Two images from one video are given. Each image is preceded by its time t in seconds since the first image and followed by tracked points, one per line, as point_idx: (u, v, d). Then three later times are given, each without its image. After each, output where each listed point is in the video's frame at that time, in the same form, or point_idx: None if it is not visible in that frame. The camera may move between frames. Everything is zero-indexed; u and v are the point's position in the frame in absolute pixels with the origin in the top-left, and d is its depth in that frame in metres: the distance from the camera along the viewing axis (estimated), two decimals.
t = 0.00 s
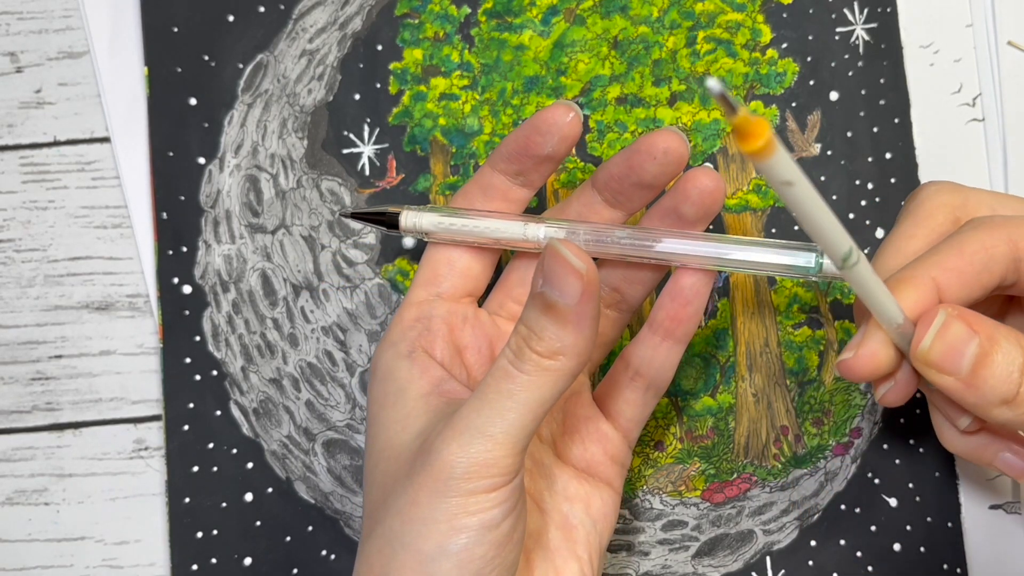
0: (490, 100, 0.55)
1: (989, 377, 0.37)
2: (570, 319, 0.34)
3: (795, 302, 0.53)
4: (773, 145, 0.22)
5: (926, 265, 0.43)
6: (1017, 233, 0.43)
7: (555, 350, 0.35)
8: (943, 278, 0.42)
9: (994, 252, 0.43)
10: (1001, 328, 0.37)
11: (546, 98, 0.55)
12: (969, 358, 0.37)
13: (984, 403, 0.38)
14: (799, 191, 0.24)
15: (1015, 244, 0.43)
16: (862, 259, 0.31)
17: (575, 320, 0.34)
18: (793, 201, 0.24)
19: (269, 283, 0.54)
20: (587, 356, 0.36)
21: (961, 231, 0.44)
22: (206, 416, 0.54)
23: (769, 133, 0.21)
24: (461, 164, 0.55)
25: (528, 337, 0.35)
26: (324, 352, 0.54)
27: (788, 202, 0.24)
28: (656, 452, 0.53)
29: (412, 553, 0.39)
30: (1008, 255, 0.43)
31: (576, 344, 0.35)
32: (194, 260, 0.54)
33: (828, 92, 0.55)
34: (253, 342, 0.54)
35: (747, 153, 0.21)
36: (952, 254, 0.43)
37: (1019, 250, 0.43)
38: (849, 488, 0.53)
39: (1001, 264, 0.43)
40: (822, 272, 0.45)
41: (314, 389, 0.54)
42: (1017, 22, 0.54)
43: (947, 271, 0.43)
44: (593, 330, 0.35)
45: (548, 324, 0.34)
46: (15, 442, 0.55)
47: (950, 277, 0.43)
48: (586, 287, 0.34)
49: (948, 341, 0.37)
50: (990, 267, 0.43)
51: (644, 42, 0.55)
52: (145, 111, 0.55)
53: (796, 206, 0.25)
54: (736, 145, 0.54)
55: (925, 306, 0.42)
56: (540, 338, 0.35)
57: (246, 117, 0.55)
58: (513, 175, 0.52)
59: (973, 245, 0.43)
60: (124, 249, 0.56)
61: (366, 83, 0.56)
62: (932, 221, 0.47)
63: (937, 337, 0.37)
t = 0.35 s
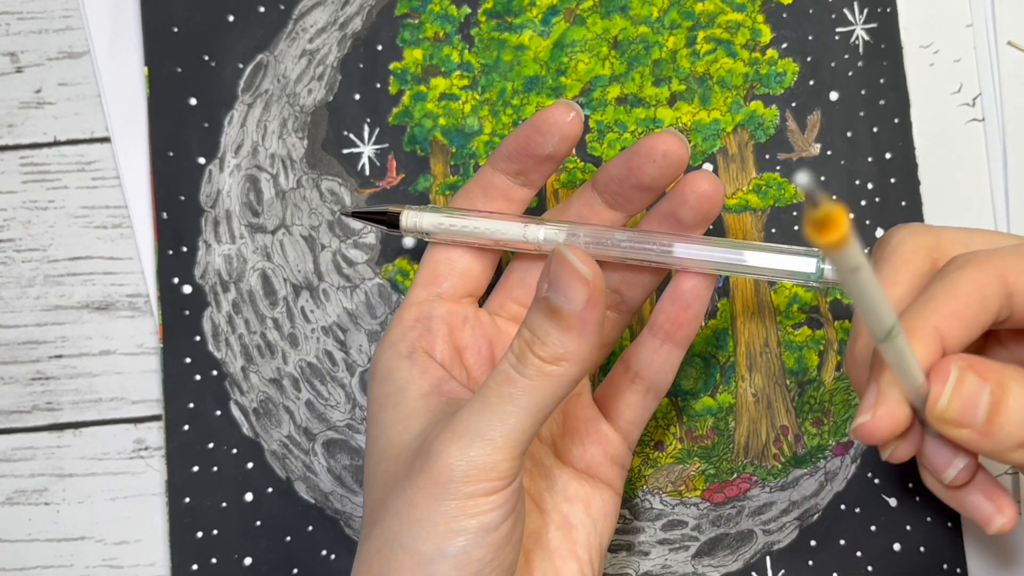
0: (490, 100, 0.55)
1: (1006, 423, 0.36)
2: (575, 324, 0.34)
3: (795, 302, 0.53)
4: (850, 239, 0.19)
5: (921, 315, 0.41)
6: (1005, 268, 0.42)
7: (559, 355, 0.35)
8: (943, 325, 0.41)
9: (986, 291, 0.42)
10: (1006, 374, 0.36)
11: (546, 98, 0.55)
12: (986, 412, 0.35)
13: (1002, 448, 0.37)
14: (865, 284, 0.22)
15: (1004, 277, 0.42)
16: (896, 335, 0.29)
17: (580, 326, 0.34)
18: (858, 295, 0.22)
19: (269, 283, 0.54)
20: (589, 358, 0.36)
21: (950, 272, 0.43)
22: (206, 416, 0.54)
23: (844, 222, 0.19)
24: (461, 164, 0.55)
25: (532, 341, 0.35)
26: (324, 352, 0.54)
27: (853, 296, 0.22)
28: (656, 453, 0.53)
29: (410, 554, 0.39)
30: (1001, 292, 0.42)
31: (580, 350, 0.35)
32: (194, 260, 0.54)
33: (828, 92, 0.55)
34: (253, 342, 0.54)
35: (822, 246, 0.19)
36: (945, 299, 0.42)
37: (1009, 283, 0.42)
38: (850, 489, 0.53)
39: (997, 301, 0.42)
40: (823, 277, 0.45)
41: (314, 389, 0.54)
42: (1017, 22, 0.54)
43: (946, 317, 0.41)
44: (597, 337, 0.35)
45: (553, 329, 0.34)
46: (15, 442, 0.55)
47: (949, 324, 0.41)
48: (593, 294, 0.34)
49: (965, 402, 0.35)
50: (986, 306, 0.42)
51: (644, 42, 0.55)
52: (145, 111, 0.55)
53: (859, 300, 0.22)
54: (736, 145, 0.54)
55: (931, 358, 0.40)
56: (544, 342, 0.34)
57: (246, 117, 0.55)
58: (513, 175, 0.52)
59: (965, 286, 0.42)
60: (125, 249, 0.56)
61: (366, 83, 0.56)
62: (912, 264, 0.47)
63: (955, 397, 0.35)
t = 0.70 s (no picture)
0: (490, 100, 0.55)
1: (968, 432, 0.38)
2: (565, 315, 0.34)
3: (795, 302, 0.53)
4: (760, 227, 0.23)
5: (908, 299, 0.43)
6: (995, 255, 0.43)
7: (550, 345, 0.35)
8: (928, 311, 0.42)
9: (973, 278, 0.42)
10: (969, 380, 0.38)
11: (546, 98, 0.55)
12: (945, 421, 0.37)
13: (968, 453, 0.39)
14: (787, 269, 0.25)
15: (994, 265, 0.43)
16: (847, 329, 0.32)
17: (570, 317, 0.34)
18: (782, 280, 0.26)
19: (269, 283, 0.54)
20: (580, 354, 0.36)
21: (938, 260, 0.44)
22: (206, 416, 0.54)
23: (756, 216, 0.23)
24: (461, 164, 0.55)
25: (523, 333, 0.35)
26: (324, 352, 0.54)
27: (777, 279, 0.26)
28: (656, 453, 0.53)
29: (403, 549, 0.39)
30: (988, 279, 0.43)
31: (569, 341, 0.35)
32: (194, 260, 0.54)
33: (828, 92, 0.55)
34: (253, 343, 0.54)
35: (737, 237, 0.23)
36: (930, 287, 0.43)
37: (998, 271, 0.43)
38: (849, 488, 0.53)
39: (983, 288, 0.43)
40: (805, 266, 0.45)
41: (314, 390, 0.54)
42: (1017, 22, 0.54)
43: (929, 304, 0.42)
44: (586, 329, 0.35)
45: (543, 320, 0.34)
46: (15, 442, 0.55)
47: (935, 309, 0.42)
48: (583, 283, 0.34)
49: (924, 410, 0.37)
50: (972, 293, 0.42)
51: (644, 42, 0.55)
52: (145, 110, 0.55)
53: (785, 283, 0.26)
54: (736, 145, 0.54)
55: (912, 344, 0.41)
56: (534, 333, 0.34)
57: (246, 117, 0.55)
58: (496, 174, 0.51)
59: (952, 274, 0.43)
60: (125, 249, 0.56)
61: (366, 83, 0.56)
62: (912, 250, 0.47)
63: (911, 411, 0.37)
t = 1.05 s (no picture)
0: (490, 100, 0.55)
1: (963, 440, 0.38)
2: (565, 315, 0.34)
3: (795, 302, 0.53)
4: (738, 244, 0.24)
5: (909, 298, 0.42)
6: (993, 253, 0.43)
7: (550, 345, 0.35)
8: (928, 308, 0.42)
9: (972, 276, 0.43)
10: (963, 388, 0.38)
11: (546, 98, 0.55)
12: (940, 429, 0.38)
13: (965, 461, 0.39)
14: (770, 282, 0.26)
15: (992, 263, 0.43)
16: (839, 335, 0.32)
17: (570, 317, 0.34)
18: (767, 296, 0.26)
19: (269, 283, 0.54)
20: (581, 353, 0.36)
21: (937, 257, 0.44)
22: (206, 416, 0.54)
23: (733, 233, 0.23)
24: (461, 164, 0.55)
25: (523, 333, 0.35)
26: (324, 352, 0.54)
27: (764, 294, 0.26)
28: (656, 453, 0.53)
29: (404, 549, 0.39)
30: (986, 277, 0.43)
31: (570, 340, 0.35)
32: (194, 260, 0.54)
33: (828, 92, 0.55)
34: (253, 343, 0.54)
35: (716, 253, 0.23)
36: (930, 284, 0.43)
37: (996, 269, 0.43)
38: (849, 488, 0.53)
39: (981, 286, 0.43)
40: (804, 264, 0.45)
41: (314, 390, 0.54)
42: (1017, 22, 0.54)
43: (930, 300, 0.42)
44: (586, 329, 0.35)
45: (543, 320, 0.34)
46: (15, 442, 0.55)
47: (935, 306, 0.42)
48: (584, 283, 0.34)
49: (918, 420, 0.38)
50: (970, 290, 0.43)
51: (644, 42, 0.55)
52: (145, 111, 0.55)
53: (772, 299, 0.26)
54: (736, 145, 0.54)
55: (913, 342, 0.41)
56: (535, 332, 0.34)
57: (246, 117, 0.55)
58: (495, 174, 0.51)
59: (951, 271, 0.43)
60: (125, 249, 0.56)
61: (366, 83, 0.56)
62: (909, 250, 0.47)
63: (905, 422, 0.38)
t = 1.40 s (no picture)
0: (490, 100, 0.55)
1: (956, 451, 0.37)
2: (541, 289, 0.35)
3: (795, 302, 0.53)
4: (711, 276, 0.23)
5: (907, 296, 0.43)
6: (990, 249, 0.43)
7: (531, 322, 0.35)
8: (926, 305, 0.42)
9: (969, 273, 0.43)
10: (956, 399, 0.38)
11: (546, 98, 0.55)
12: (931, 440, 0.37)
13: (960, 470, 0.39)
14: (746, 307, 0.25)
15: (989, 258, 0.43)
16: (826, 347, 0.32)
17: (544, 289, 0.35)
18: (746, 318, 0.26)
19: (269, 283, 0.54)
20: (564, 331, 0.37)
21: (935, 254, 0.44)
22: (206, 416, 0.54)
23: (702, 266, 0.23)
24: (461, 164, 0.55)
25: (504, 312, 0.36)
26: (324, 352, 0.54)
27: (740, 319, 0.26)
28: (655, 453, 0.53)
29: (395, 542, 0.38)
30: (984, 273, 0.43)
31: (547, 315, 0.35)
32: (194, 260, 0.54)
33: (828, 92, 0.55)
34: (253, 343, 0.54)
35: (688, 288, 0.23)
36: (928, 281, 0.43)
37: (994, 265, 0.43)
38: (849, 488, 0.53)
39: (979, 282, 0.43)
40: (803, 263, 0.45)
41: (314, 390, 0.54)
42: (1017, 22, 0.54)
43: (928, 296, 0.43)
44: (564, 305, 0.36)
45: (522, 297, 0.35)
46: (15, 442, 0.55)
47: (932, 303, 0.43)
48: (555, 253, 0.35)
49: (909, 433, 0.37)
50: (968, 287, 0.43)
51: (644, 42, 0.55)
52: (145, 111, 0.55)
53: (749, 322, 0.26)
54: (736, 145, 0.54)
55: (912, 339, 0.42)
56: (516, 310, 0.35)
57: (246, 117, 0.55)
58: (495, 175, 0.52)
59: (948, 268, 0.43)
60: (125, 249, 0.56)
61: (366, 83, 0.56)
62: (908, 248, 0.47)
63: (895, 436, 0.37)
